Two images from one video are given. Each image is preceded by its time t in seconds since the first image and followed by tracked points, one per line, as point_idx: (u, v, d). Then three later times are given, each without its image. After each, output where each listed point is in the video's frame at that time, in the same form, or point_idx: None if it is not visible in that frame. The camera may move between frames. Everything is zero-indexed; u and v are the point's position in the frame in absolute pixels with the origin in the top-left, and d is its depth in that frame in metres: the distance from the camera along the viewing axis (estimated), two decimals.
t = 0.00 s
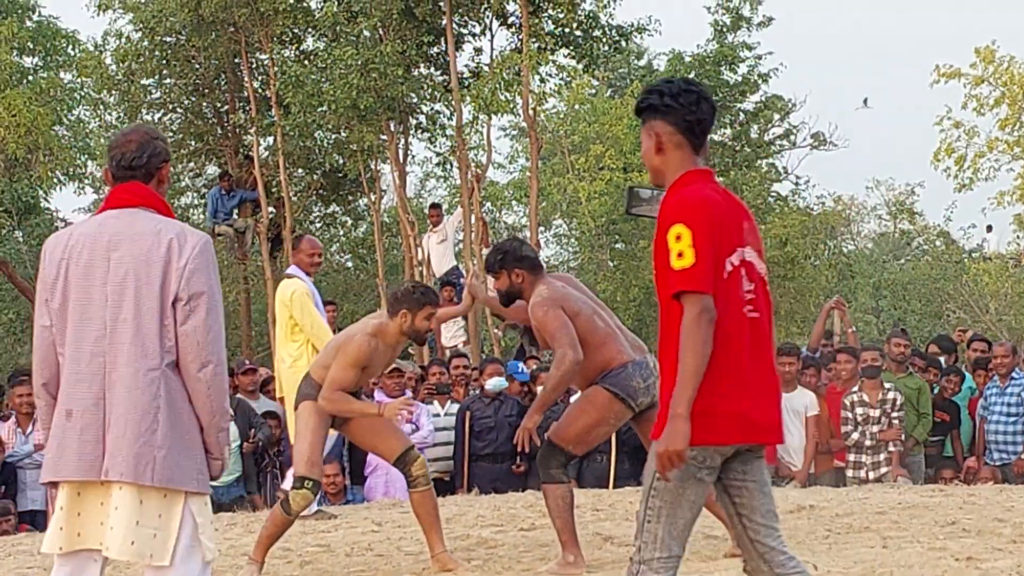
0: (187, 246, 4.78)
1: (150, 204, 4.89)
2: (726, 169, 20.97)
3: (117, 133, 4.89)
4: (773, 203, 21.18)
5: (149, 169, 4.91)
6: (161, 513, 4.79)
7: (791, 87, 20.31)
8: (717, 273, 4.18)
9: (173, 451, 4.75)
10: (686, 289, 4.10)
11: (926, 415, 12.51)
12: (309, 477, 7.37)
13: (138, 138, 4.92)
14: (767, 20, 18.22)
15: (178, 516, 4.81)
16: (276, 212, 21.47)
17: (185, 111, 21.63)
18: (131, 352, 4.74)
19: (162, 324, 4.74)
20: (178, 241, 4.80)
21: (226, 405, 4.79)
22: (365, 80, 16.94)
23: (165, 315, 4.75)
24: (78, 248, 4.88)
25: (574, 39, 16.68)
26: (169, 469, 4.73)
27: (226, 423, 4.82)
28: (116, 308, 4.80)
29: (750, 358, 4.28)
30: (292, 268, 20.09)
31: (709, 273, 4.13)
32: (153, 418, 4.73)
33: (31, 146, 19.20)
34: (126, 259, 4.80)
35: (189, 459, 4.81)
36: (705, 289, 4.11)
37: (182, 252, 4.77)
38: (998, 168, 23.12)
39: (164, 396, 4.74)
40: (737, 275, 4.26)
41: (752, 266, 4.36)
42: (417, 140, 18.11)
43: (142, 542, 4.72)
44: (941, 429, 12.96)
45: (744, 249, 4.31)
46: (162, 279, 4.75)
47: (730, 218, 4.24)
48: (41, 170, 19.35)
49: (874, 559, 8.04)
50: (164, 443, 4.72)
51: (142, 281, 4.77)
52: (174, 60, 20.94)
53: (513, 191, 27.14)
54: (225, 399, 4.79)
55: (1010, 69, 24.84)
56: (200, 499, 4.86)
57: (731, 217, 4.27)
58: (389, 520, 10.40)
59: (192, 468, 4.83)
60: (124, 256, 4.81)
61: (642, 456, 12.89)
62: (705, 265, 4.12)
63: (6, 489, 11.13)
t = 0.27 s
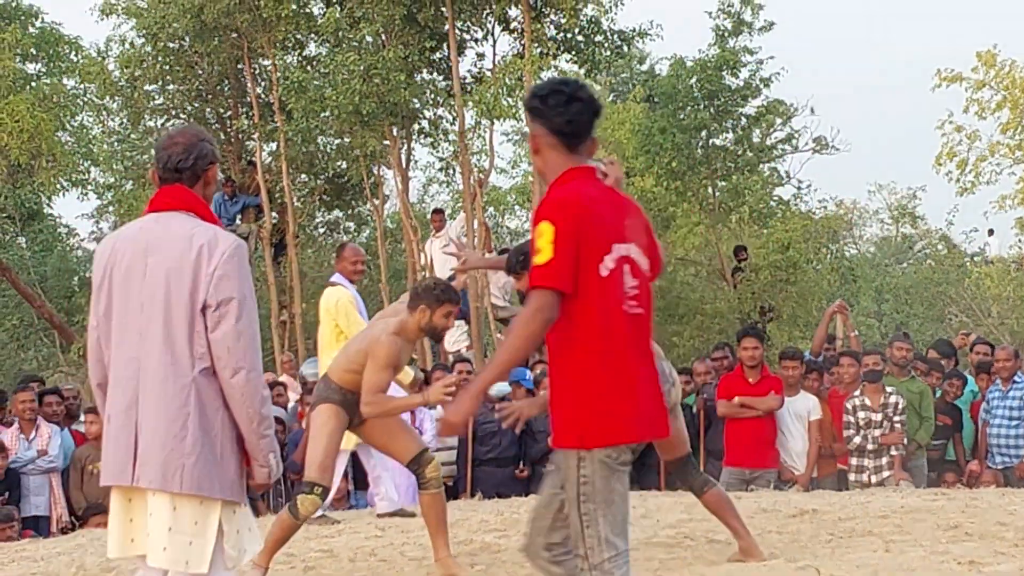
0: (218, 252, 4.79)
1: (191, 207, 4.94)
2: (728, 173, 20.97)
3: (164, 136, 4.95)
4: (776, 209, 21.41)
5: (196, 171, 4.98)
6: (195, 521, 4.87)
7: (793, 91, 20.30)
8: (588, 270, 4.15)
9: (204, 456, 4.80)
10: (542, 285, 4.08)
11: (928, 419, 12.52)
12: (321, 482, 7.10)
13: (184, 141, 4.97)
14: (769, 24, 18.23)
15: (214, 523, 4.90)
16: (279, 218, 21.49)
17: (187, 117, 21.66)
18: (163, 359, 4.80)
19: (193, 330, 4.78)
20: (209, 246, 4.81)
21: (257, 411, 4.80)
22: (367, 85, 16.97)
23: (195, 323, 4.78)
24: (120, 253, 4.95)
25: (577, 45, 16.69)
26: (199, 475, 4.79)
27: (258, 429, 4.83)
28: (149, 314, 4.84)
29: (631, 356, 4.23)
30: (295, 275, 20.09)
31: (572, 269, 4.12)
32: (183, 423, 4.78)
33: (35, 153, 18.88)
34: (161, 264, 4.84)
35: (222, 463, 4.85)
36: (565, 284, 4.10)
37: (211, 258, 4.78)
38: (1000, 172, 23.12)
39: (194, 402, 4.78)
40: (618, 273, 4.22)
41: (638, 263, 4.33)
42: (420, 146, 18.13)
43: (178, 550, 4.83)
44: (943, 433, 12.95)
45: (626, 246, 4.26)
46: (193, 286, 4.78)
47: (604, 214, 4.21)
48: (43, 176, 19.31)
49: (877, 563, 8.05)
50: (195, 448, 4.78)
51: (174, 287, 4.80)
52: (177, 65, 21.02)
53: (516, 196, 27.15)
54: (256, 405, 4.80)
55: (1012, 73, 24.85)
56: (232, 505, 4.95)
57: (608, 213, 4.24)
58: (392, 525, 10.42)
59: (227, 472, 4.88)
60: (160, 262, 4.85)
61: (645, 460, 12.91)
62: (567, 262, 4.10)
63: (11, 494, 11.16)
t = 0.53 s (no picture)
0: (240, 255, 4.49)
1: (224, 214, 4.66)
2: (732, 178, 20.97)
3: (203, 143, 4.72)
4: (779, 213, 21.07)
5: (235, 180, 4.73)
6: (210, 525, 4.56)
7: (797, 95, 20.30)
8: (483, 294, 4.12)
9: (214, 464, 4.49)
10: (428, 310, 4.09)
11: (933, 424, 12.51)
12: (324, 488, 7.20)
13: (224, 148, 4.74)
14: (772, 28, 18.22)
15: (230, 525, 4.57)
16: (283, 223, 21.49)
17: (192, 123, 21.94)
18: (178, 363, 4.52)
19: (208, 334, 4.47)
20: (232, 252, 4.51)
21: (267, 422, 4.44)
22: (371, 90, 16.93)
23: (210, 328, 4.48)
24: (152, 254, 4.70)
25: (580, 49, 16.69)
26: (207, 481, 4.48)
27: (268, 441, 4.47)
28: (171, 318, 4.58)
29: (536, 375, 4.17)
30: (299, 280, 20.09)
31: (464, 294, 4.11)
32: (196, 429, 4.48)
33: (39, 158, 18.85)
34: (185, 267, 4.57)
35: (233, 473, 4.53)
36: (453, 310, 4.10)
37: (233, 262, 4.48)
38: (1004, 176, 23.09)
39: (207, 410, 4.47)
40: (524, 296, 4.17)
41: (546, 285, 4.29)
42: (423, 151, 18.14)
43: (190, 554, 4.54)
44: (948, 437, 12.91)
45: (528, 265, 4.22)
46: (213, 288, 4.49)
47: (504, 235, 4.18)
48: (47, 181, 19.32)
49: (882, 569, 8.00)
50: (205, 455, 4.47)
51: (194, 290, 4.52)
52: (181, 71, 21.09)
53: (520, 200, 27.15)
54: (267, 415, 4.45)
55: (1017, 76, 24.82)
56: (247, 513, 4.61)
57: (508, 232, 4.21)
58: (396, 531, 10.38)
59: (238, 482, 4.54)
60: (185, 263, 4.58)
61: (650, 465, 12.88)
62: (457, 287, 4.09)
63: (15, 500, 11.13)
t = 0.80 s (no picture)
0: (274, 257, 4.75)
1: (264, 221, 4.95)
2: (733, 184, 20.97)
3: (247, 155, 5.06)
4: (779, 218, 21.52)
5: (275, 189, 5.04)
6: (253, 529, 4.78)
7: (796, 101, 20.29)
8: (356, 302, 3.99)
9: (257, 467, 4.69)
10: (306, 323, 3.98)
11: (933, 429, 12.49)
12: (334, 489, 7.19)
13: (267, 159, 5.05)
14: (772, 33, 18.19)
15: (271, 529, 4.80)
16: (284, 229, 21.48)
17: (191, 130, 21.89)
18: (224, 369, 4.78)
19: (247, 337, 4.75)
20: (267, 253, 4.77)
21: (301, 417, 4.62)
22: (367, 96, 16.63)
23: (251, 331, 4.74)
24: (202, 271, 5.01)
25: (579, 55, 16.69)
26: (251, 484, 4.68)
27: (303, 441, 4.56)
28: (220, 328, 4.85)
29: (415, 388, 4.02)
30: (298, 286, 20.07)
31: (340, 304, 3.98)
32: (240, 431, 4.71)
33: (38, 165, 18.85)
34: (228, 276, 4.85)
35: (277, 474, 4.72)
36: (329, 322, 3.99)
37: (268, 263, 4.74)
38: (1005, 180, 23.07)
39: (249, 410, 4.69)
40: (400, 304, 4.02)
41: (431, 293, 4.12)
42: (422, 156, 18.13)
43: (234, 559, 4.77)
44: (948, 443, 12.90)
45: (410, 273, 4.07)
46: (251, 292, 4.75)
47: (385, 240, 4.04)
48: (47, 188, 19.28)
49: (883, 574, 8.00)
50: (248, 456, 4.67)
51: (234, 294, 4.80)
52: (180, 77, 21.03)
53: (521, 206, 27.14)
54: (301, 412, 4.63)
55: (1017, 81, 24.81)
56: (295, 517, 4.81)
57: (390, 239, 4.06)
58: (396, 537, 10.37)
59: (281, 485, 4.75)
60: (225, 273, 4.87)
61: (650, 470, 12.88)
62: (332, 298, 3.96)
63: (15, 507, 11.14)
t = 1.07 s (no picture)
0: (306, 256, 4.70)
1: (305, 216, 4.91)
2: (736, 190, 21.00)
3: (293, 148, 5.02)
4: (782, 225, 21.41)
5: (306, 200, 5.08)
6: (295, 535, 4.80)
7: (800, 107, 20.30)
8: (263, 307, 4.38)
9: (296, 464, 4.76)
10: (220, 333, 4.35)
11: (937, 435, 12.48)
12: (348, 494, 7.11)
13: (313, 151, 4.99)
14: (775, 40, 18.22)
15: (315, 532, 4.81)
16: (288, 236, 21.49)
17: (195, 136, 21.64)
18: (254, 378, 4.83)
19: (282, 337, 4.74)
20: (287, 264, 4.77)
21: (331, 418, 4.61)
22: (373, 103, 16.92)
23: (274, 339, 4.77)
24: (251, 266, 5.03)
25: (582, 61, 16.71)
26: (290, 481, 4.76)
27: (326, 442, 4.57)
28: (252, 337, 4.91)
29: (317, 388, 4.42)
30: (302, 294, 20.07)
31: (248, 309, 4.36)
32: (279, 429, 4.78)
33: (43, 172, 18.84)
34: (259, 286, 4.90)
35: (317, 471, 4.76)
36: (241, 329, 4.36)
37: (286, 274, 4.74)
38: (1009, 186, 23.06)
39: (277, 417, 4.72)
40: (300, 308, 4.41)
41: (333, 293, 4.50)
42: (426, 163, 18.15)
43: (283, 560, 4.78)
44: (952, 449, 12.92)
45: (317, 274, 4.47)
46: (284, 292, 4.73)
47: (285, 244, 4.42)
48: (51, 196, 19.29)
49: None
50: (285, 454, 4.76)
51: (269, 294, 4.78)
52: (184, 84, 20.92)
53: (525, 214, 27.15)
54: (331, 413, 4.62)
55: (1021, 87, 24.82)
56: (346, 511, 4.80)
57: (294, 245, 4.44)
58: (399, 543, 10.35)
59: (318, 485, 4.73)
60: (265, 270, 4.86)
61: (654, 477, 12.88)
62: (236, 309, 4.35)
63: (20, 514, 11.15)
